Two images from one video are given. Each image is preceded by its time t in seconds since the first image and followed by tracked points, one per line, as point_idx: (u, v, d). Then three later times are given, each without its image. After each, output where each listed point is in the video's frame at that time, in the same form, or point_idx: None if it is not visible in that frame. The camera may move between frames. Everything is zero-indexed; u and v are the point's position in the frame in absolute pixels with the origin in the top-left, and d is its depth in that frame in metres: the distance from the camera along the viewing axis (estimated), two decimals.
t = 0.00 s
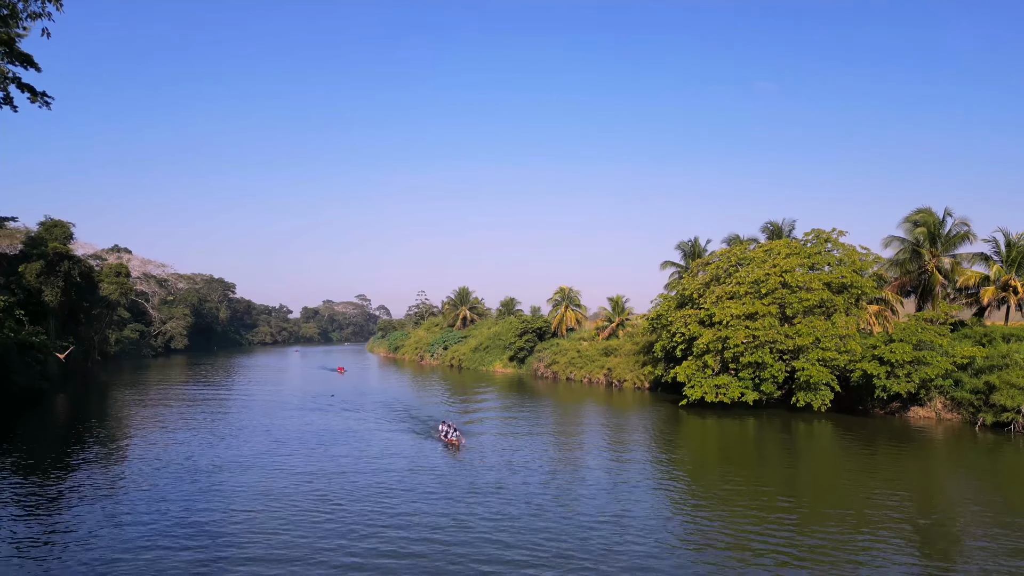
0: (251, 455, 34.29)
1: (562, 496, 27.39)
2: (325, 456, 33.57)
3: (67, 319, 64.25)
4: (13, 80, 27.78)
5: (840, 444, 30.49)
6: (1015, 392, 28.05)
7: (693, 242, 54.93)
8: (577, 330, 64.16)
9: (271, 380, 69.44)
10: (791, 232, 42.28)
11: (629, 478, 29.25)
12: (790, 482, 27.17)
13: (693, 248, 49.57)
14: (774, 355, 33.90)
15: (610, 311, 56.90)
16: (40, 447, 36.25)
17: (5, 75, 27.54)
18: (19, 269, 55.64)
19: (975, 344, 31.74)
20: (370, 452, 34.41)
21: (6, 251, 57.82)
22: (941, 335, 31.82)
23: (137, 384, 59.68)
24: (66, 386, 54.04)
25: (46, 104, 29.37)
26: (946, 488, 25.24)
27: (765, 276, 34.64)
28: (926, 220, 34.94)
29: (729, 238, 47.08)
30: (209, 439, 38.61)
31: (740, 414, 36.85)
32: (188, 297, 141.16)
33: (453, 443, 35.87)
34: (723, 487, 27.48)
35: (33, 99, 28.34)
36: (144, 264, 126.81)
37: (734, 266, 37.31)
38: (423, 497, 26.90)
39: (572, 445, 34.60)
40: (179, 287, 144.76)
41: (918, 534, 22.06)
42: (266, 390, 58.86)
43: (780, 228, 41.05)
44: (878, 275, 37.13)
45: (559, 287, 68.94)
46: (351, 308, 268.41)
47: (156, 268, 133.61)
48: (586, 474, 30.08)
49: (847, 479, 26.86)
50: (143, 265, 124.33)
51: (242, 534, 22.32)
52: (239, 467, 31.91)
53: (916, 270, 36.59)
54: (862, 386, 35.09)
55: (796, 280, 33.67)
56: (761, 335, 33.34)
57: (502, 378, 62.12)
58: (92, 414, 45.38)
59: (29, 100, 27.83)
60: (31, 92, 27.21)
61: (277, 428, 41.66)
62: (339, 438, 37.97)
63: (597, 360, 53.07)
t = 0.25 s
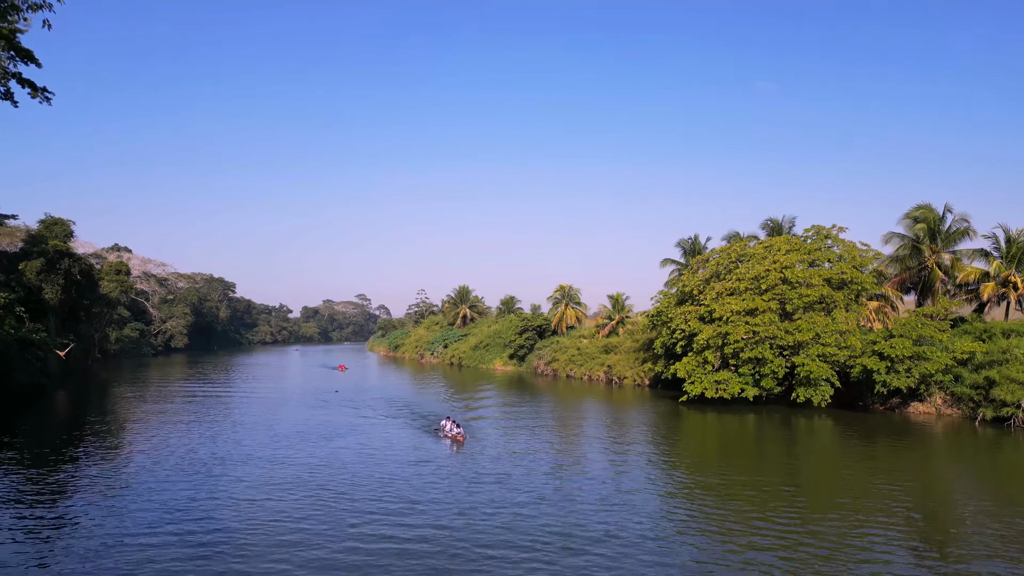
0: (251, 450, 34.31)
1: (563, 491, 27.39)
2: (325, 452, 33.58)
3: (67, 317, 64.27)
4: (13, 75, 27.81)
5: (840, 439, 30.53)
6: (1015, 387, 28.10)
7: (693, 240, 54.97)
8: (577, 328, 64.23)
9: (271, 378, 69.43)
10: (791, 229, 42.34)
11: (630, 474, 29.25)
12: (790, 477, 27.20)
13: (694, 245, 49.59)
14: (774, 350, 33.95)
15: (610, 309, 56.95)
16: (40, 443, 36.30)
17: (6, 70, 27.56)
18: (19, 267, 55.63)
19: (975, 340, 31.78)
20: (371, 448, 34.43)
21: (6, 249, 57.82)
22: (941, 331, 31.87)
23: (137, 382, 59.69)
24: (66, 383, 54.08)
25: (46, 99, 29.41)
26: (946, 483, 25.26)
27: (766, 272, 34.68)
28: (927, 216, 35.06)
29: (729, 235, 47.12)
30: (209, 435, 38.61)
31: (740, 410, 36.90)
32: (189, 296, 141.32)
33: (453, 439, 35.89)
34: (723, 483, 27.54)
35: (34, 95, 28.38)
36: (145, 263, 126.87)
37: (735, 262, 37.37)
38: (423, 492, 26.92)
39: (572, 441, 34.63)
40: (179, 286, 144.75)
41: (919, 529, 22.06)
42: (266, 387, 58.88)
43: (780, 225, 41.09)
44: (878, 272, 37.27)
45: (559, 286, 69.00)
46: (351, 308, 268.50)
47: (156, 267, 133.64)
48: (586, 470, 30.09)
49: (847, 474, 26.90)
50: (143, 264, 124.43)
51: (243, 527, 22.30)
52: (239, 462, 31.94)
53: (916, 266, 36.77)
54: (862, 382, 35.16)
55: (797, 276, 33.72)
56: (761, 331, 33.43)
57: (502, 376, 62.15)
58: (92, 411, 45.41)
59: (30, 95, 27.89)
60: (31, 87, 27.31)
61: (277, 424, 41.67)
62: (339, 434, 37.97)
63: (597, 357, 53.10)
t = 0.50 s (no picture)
0: (251, 447, 34.33)
1: (563, 487, 27.42)
2: (326, 449, 33.61)
3: (67, 315, 64.26)
4: (14, 72, 27.77)
5: (840, 435, 30.58)
6: (1016, 382, 28.15)
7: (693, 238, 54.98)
8: (577, 326, 64.30)
9: (271, 376, 69.46)
10: (791, 226, 42.39)
11: (630, 470, 29.31)
12: (790, 474, 27.19)
13: (694, 243, 49.61)
14: (775, 347, 34.01)
15: (610, 307, 57.00)
16: (40, 440, 36.33)
17: (6, 67, 27.52)
18: (19, 265, 55.60)
19: (975, 336, 31.82)
20: (371, 444, 34.47)
21: (6, 247, 57.79)
22: (941, 327, 31.91)
23: (137, 380, 59.72)
24: (66, 381, 54.10)
25: (47, 96, 29.38)
26: (946, 478, 25.31)
27: (766, 269, 34.71)
28: (927, 213, 35.15)
29: (729, 232, 47.17)
30: (210, 432, 38.62)
31: (740, 406, 36.96)
32: (189, 296, 141.37)
33: (454, 436, 35.92)
34: (723, 478, 27.58)
35: (35, 91, 28.35)
36: (144, 263, 126.90)
37: (735, 259, 37.42)
38: (423, 488, 26.96)
39: (572, 437, 34.68)
40: (179, 286, 144.75)
41: (919, 524, 22.11)
42: (266, 385, 58.91)
43: (780, 223, 41.12)
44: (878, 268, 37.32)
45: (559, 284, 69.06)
46: (351, 308, 268.49)
47: (156, 266, 133.64)
48: (587, 466, 30.14)
49: (847, 470, 26.93)
50: (143, 264, 124.47)
51: (245, 523, 22.27)
52: (240, 458, 31.96)
53: (916, 263, 36.87)
54: (862, 379, 35.23)
55: (797, 272, 33.75)
56: (761, 328, 33.49)
57: (502, 374, 62.21)
58: (92, 408, 45.42)
59: (31, 91, 27.89)
60: (32, 84, 27.34)
61: (277, 421, 41.68)
62: (340, 431, 37.97)
63: (597, 355, 53.15)
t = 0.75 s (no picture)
0: (251, 443, 34.37)
1: (564, 483, 27.47)
2: (327, 445, 33.64)
3: (68, 313, 64.26)
4: (14, 67, 27.76)
5: (840, 430, 30.64)
6: (1016, 378, 28.20)
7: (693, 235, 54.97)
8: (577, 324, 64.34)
9: (271, 374, 69.50)
10: (791, 224, 42.41)
11: (631, 465, 29.38)
12: (791, 469, 27.22)
13: (694, 241, 49.61)
14: (775, 343, 34.08)
15: (610, 305, 57.03)
16: (41, 437, 36.35)
17: (6, 62, 27.50)
18: (19, 263, 55.58)
19: (975, 332, 31.86)
20: (372, 441, 34.52)
21: (6, 245, 57.75)
22: (941, 323, 31.96)
23: (137, 378, 59.72)
24: (67, 379, 54.12)
25: (47, 92, 29.38)
26: (946, 473, 25.36)
27: (766, 265, 34.77)
28: (927, 210, 35.19)
29: (729, 230, 47.19)
30: (210, 429, 38.64)
31: (740, 403, 37.04)
32: (189, 294, 141.39)
33: (454, 433, 35.96)
34: (723, 473, 27.65)
35: (35, 87, 28.36)
36: (145, 262, 126.90)
37: (735, 256, 37.48)
38: (424, 485, 26.99)
39: (573, 434, 34.74)
40: (179, 285, 144.74)
41: (919, 518, 22.16)
42: (267, 383, 58.95)
43: (780, 220, 41.13)
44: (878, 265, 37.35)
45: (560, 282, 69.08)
46: (351, 307, 268.40)
47: (156, 265, 133.61)
48: (587, 461, 30.20)
49: (847, 465, 26.99)
50: (144, 263, 124.47)
51: (246, 519, 22.26)
52: (240, 455, 31.99)
53: (916, 259, 36.89)
54: (862, 375, 35.30)
55: (797, 269, 33.81)
56: (761, 324, 33.56)
57: (502, 372, 62.26)
58: (92, 406, 45.43)
59: (31, 87, 27.90)
60: (33, 80, 27.38)
61: (277, 419, 41.71)
62: (340, 428, 38.00)
63: (597, 353, 53.19)
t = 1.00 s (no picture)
0: (252, 440, 34.38)
1: (564, 479, 27.51)
2: (327, 442, 33.65)
3: (68, 311, 64.24)
4: (14, 64, 27.78)
5: (840, 427, 30.69)
6: (1016, 374, 28.23)
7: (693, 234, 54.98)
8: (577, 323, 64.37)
9: (271, 372, 69.51)
10: (791, 221, 42.43)
11: (631, 462, 29.42)
12: (791, 466, 27.28)
13: (694, 239, 49.61)
14: (775, 340, 34.14)
15: (610, 304, 57.05)
16: (41, 434, 36.35)
17: (6, 59, 27.50)
18: (19, 261, 55.56)
19: (975, 329, 31.89)
20: (372, 438, 34.53)
21: (6, 243, 57.70)
22: (940, 320, 31.98)
23: (137, 376, 59.72)
24: (67, 377, 54.12)
25: (48, 89, 29.40)
26: (946, 469, 25.39)
27: (766, 263, 34.80)
28: (927, 207, 35.26)
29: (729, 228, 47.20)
30: (210, 427, 38.63)
31: (740, 400, 37.09)
32: (189, 294, 141.41)
33: (455, 430, 35.99)
34: (723, 470, 27.68)
35: (35, 84, 28.38)
36: (145, 261, 126.93)
37: (735, 254, 37.51)
38: (424, 481, 27.00)
39: (573, 431, 34.77)
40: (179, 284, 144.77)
41: (920, 515, 22.18)
42: (267, 381, 58.96)
43: (780, 218, 41.14)
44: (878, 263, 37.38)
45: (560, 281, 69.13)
46: (351, 307, 268.41)
47: (156, 264, 133.63)
48: (588, 458, 30.23)
49: (847, 461, 27.03)
50: (144, 262, 124.51)
51: (247, 515, 22.23)
52: (241, 451, 31.99)
53: (915, 257, 36.96)
54: (862, 372, 35.34)
55: (797, 266, 33.84)
56: (761, 321, 33.61)
57: (502, 370, 62.29)
58: (93, 404, 45.42)
59: (31, 84, 27.91)
60: (33, 77, 27.40)
61: (278, 416, 41.73)
62: (341, 425, 38.00)
63: (598, 351, 53.21)
